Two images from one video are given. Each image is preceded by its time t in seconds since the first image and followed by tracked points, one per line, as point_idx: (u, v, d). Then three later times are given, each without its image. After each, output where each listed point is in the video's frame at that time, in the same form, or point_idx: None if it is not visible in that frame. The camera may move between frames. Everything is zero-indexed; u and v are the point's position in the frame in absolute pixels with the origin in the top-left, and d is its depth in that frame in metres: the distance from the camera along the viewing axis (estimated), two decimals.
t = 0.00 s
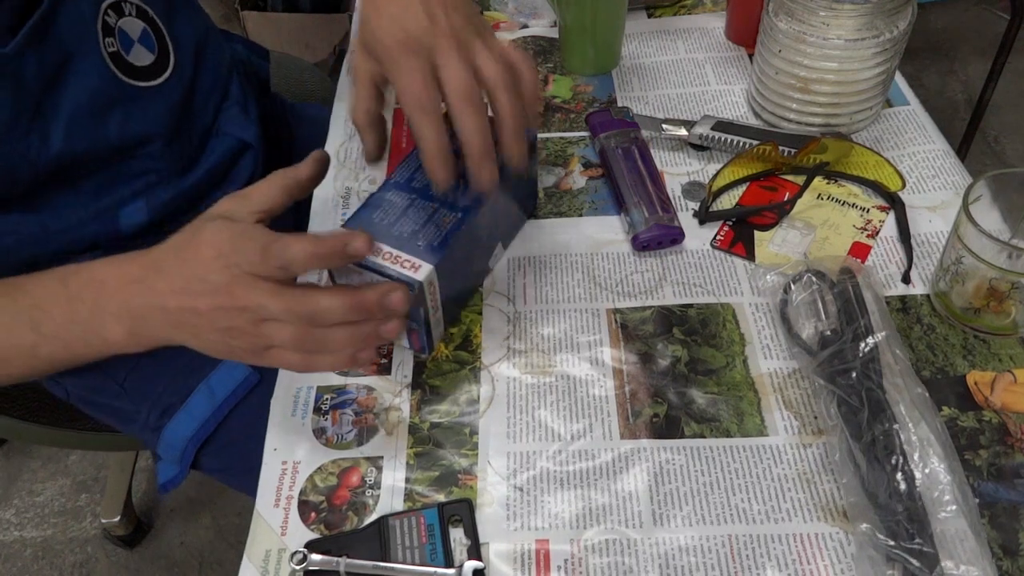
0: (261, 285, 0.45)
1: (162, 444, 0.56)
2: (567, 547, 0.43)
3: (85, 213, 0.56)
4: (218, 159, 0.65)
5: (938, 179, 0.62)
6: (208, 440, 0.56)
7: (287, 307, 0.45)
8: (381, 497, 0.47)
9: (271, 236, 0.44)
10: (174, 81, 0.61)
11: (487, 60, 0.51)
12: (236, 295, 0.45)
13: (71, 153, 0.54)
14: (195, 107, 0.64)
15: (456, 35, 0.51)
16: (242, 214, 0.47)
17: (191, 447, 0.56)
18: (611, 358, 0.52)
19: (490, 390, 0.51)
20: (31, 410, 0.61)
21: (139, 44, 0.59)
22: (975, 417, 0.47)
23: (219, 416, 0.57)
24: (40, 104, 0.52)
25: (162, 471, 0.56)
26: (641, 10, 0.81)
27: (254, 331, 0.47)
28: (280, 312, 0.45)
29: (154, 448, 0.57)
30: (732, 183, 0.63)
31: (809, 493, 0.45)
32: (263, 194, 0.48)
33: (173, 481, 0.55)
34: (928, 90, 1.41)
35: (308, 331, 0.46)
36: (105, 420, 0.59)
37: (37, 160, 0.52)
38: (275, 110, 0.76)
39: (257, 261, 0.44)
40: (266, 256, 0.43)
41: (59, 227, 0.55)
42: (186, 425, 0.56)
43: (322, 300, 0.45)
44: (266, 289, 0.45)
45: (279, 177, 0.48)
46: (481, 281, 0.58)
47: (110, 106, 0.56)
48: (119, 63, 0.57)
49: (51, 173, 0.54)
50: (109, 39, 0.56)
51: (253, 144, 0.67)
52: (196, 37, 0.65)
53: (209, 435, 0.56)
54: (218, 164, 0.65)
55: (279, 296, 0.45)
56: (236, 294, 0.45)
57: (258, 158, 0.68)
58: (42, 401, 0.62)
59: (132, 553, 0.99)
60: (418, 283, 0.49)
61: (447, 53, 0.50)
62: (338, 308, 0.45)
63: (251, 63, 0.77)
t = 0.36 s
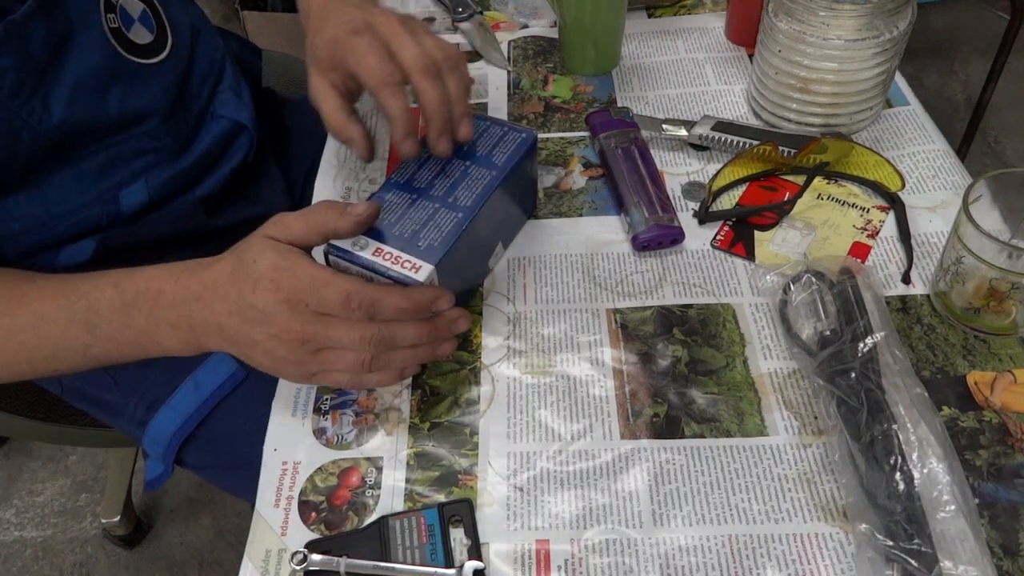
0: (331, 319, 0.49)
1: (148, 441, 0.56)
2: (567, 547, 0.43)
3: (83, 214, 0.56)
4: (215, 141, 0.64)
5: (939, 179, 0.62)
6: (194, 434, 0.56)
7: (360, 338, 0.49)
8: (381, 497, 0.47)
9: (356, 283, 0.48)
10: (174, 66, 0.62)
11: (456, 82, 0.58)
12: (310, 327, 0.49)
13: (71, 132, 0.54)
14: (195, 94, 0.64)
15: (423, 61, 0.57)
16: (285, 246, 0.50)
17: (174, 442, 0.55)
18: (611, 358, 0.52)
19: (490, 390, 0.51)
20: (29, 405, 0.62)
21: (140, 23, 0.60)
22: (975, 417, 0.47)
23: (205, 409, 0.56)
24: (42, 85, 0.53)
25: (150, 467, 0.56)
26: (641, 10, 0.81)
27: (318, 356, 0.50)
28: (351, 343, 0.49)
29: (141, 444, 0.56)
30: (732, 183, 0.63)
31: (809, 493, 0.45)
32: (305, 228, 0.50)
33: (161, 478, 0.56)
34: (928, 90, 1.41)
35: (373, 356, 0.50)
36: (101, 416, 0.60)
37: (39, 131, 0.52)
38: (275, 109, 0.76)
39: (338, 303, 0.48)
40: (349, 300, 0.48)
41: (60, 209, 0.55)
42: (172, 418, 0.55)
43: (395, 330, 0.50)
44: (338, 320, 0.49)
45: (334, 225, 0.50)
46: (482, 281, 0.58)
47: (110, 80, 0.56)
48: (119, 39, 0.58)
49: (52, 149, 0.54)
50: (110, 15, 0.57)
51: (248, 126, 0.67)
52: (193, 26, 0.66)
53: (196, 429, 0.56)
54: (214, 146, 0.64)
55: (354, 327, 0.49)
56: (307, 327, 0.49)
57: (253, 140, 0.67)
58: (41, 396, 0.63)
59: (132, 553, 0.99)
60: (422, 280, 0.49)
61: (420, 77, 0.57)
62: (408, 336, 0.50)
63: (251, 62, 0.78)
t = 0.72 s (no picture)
0: (330, 316, 0.49)
1: (141, 444, 0.56)
2: (566, 546, 0.43)
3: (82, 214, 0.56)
4: (216, 140, 0.64)
5: (939, 179, 0.62)
6: (185, 440, 0.55)
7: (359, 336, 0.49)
8: (381, 497, 0.47)
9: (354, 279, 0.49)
10: (179, 65, 0.61)
11: (471, 115, 0.56)
12: (309, 323, 0.49)
13: (71, 128, 0.54)
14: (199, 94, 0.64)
15: (440, 86, 0.55)
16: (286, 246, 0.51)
17: (167, 446, 0.55)
18: (611, 358, 0.52)
19: (490, 390, 0.51)
20: (29, 405, 0.62)
21: (144, 21, 0.59)
22: (974, 416, 0.47)
23: (196, 415, 0.55)
24: (41, 79, 0.53)
25: (145, 469, 0.56)
26: (641, 10, 0.81)
27: (316, 354, 0.50)
28: (349, 340, 0.49)
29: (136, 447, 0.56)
30: (732, 183, 0.63)
31: (808, 492, 0.45)
32: (305, 229, 0.51)
33: (154, 481, 0.55)
34: (927, 90, 1.41)
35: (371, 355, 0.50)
36: (99, 417, 0.60)
37: (36, 125, 0.53)
38: (275, 109, 0.76)
39: (336, 300, 0.48)
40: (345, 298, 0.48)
41: (59, 206, 0.56)
42: (164, 423, 0.55)
43: (394, 330, 0.50)
44: (338, 318, 0.49)
45: (329, 225, 0.50)
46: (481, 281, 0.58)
47: (112, 76, 0.56)
48: (123, 36, 0.57)
49: (51, 145, 0.54)
50: (115, 12, 0.57)
51: (250, 128, 0.66)
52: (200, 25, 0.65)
53: (187, 433, 0.55)
54: (215, 146, 0.64)
55: (354, 324, 0.49)
56: (306, 324, 0.49)
57: (254, 143, 0.67)
58: (42, 396, 0.63)
59: (132, 553, 0.99)
60: (421, 280, 0.50)
61: (439, 113, 0.55)
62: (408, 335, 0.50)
63: (252, 63, 0.78)
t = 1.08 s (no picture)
0: (331, 311, 0.49)
1: (142, 447, 0.56)
2: (566, 546, 0.43)
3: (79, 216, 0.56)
4: (216, 144, 0.64)
5: (938, 179, 0.62)
6: (185, 443, 0.55)
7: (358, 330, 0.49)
8: (380, 496, 0.47)
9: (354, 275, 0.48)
10: (176, 74, 0.61)
11: (482, 137, 0.53)
12: (310, 318, 0.49)
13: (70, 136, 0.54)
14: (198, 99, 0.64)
15: (440, 116, 0.52)
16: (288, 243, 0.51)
17: (167, 449, 0.55)
18: (611, 358, 0.52)
19: (489, 390, 0.51)
20: (29, 407, 0.62)
21: (139, 31, 0.59)
22: (974, 416, 0.47)
23: (196, 419, 0.55)
24: (41, 97, 0.52)
25: (145, 472, 0.56)
26: (641, 11, 0.81)
27: (315, 350, 0.50)
28: (350, 335, 0.49)
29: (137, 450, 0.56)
30: (732, 183, 0.63)
31: (808, 492, 0.45)
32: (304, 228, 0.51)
33: (154, 484, 0.55)
34: (927, 90, 1.41)
35: (372, 352, 0.50)
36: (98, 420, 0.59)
37: (39, 144, 0.52)
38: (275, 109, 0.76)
39: (336, 296, 0.48)
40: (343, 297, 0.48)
41: (62, 212, 0.56)
42: (164, 427, 0.55)
43: (396, 326, 0.50)
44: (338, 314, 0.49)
45: (327, 226, 0.50)
46: (481, 281, 0.58)
47: (111, 90, 0.56)
48: (118, 47, 0.57)
49: (52, 158, 0.54)
50: (109, 23, 0.56)
51: (249, 130, 0.66)
52: (194, 29, 0.65)
53: (187, 436, 0.55)
54: (215, 150, 0.64)
55: (354, 319, 0.49)
56: (307, 319, 0.49)
57: (254, 145, 0.67)
58: (42, 398, 0.63)
59: (132, 553, 0.99)
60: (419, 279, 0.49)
61: (443, 139, 0.52)
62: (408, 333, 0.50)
63: (251, 63, 0.78)
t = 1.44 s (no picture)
0: (333, 310, 0.49)
1: (141, 453, 0.55)
2: (567, 547, 0.43)
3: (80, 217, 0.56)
4: (215, 155, 0.64)
5: (938, 179, 0.62)
6: (184, 450, 0.55)
7: (360, 331, 0.49)
8: (381, 497, 0.47)
9: (357, 275, 0.49)
10: (171, 88, 0.61)
11: (461, 154, 0.51)
12: (312, 317, 0.49)
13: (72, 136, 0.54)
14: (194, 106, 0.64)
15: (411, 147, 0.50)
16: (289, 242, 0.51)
17: (167, 456, 0.55)
18: (611, 358, 0.52)
19: (490, 390, 0.51)
20: (30, 409, 0.61)
21: (132, 45, 0.58)
22: (975, 417, 0.47)
23: (195, 425, 0.56)
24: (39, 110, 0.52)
25: (145, 478, 0.55)
26: (641, 11, 0.81)
27: (317, 350, 0.50)
28: (352, 335, 0.49)
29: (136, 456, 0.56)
30: (732, 183, 0.63)
31: (808, 493, 0.45)
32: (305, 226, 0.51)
33: (156, 489, 0.55)
34: (927, 90, 1.40)
35: (373, 353, 0.50)
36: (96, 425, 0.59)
37: (35, 171, 0.52)
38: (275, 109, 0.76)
39: (337, 296, 0.48)
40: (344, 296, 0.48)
41: (63, 212, 0.56)
42: (163, 434, 0.55)
43: (399, 327, 0.50)
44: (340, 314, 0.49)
45: (327, 227, 0.50)
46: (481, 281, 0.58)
47: (108, 108, 0.56)
48: (112, 66, 0.56)
49: (50, 185, 0.54)
50: (102, 42, 0.56)
51: (247, 139, 0.66)
52: (188, 37, 0.65)
53: (187, 443, 0.55)
54: (214, 161, 0.64)
55: (356, 319, 0.49)
56: (310, 317, 0.49)
57: (254, 154, 0.66)
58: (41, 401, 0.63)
59: (132, 553, 0.99)
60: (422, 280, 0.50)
61: (424, 171, 0.50)
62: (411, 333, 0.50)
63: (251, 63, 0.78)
